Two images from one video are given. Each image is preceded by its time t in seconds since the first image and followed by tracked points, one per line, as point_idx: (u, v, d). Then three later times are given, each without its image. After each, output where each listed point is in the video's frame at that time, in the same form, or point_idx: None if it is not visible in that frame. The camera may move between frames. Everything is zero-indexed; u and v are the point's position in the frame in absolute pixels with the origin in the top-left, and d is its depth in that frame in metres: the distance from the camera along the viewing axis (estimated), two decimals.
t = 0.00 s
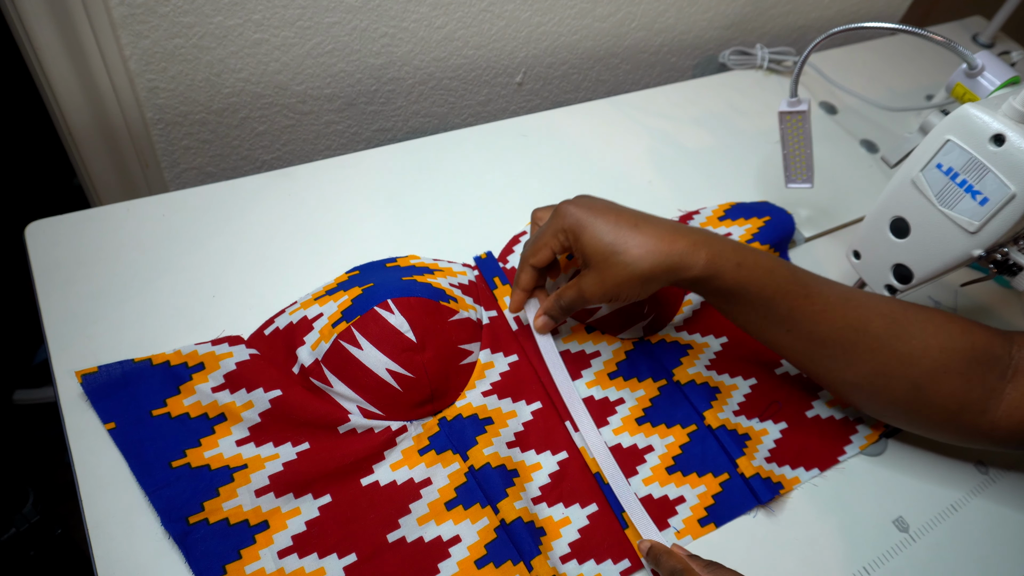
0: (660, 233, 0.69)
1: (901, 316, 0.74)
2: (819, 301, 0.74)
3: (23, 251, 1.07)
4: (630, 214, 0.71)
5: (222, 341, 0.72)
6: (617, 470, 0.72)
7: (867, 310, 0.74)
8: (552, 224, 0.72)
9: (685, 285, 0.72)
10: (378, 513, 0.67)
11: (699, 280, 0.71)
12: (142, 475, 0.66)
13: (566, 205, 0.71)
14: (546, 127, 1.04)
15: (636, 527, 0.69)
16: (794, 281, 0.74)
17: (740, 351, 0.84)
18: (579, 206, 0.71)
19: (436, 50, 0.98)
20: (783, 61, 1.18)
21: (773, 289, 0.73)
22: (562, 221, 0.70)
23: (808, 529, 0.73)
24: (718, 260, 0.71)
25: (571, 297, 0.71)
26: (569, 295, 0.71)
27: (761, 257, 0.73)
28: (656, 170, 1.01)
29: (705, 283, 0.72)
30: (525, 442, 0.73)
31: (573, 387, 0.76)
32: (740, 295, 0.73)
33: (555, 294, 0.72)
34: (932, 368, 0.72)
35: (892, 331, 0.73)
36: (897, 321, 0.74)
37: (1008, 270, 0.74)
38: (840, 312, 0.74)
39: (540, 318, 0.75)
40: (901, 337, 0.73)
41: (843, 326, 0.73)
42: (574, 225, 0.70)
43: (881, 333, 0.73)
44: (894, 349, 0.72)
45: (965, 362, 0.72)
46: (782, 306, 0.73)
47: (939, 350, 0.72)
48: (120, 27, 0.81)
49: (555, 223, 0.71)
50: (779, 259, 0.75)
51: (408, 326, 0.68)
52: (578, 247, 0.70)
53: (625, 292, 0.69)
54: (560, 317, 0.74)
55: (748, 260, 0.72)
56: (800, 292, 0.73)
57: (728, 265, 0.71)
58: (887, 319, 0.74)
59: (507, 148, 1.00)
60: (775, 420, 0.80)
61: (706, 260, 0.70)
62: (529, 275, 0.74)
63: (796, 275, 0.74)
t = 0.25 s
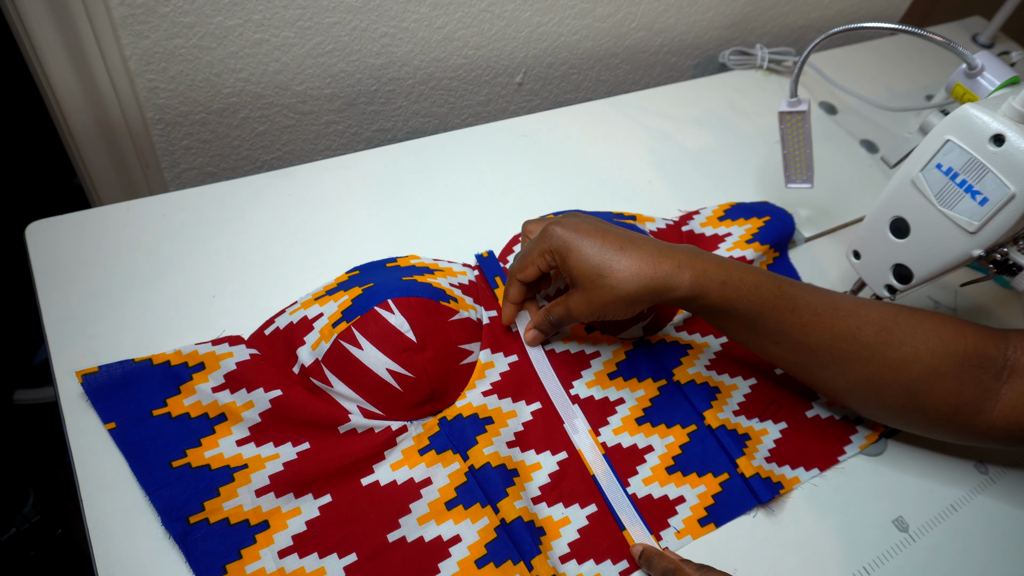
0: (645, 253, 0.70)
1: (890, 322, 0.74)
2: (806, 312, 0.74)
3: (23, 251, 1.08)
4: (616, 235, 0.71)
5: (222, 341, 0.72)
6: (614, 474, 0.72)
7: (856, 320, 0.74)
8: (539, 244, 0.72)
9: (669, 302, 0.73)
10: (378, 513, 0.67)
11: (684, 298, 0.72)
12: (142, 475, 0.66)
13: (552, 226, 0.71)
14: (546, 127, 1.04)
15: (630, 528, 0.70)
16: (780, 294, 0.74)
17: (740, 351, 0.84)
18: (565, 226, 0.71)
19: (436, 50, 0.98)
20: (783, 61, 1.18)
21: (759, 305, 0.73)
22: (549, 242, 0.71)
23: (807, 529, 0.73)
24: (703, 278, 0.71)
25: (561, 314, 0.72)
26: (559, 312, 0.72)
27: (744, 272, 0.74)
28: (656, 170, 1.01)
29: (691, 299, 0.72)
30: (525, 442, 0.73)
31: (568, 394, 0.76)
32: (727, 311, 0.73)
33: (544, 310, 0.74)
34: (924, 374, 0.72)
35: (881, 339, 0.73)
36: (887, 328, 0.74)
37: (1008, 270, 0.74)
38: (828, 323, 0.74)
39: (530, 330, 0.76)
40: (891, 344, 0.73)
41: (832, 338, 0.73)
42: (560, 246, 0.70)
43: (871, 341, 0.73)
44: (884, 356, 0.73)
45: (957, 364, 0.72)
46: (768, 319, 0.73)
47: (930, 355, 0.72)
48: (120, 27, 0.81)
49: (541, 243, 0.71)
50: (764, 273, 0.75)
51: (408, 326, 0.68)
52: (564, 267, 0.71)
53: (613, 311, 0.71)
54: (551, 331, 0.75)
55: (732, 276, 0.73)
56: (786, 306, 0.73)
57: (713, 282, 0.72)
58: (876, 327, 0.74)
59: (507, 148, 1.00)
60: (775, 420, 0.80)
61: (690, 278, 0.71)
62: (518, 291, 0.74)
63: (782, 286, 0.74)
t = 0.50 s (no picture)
0: (638, 259, 0.71)
1: (887, 322, 0.74)
2: (803, 314, 0.73)
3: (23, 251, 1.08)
4: (610, 241, 0.72)
5: (222, 342, 0.72)
6: (613, 474, 0.72)
7: (853, 320, 0.73)
8: (533, 251, 0.72)
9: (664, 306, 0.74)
10: (378, 513, 0.67)
11: (679, 302, 0.72)
12: (142, 475, 0.66)
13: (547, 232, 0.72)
14: (546, 127, 1.04)
15: (629, 529, 0.70)
16: (776, 296, 0.73)
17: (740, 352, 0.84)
18: (559, 233, 0.72)
19: (436, 50, 0.98)
20: (782, 61, 1.18)
21: (754, 308, 0.73)
22: (543, 249, 0.71)
23: (807, 529, 0.73)
24: (697, 282, 0.72)
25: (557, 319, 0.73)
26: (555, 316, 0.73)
27: (740, 274, 0.74)
28: (656, 170, 1.02)
29: (686, 302, 0.72)
30: (525, 442, 0.73)
31: (568, 394, 0.77)
32: (723, 313, 0.73)
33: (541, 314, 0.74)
34: (921, 374, 0.72)
35: (878, 339, 0.73)
36: (884, 328, 0.73)
37: (1008, 270, 0.74)
38: (824, 324, 0.73)
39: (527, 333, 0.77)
40: (888, 344, 0.72)
41: (829, 340, 0.73)
42: (555, 252, 0.71)
43: (868, 342, 0.73)
44: (881, 356, 0.72)
45: (954, 364, 0.72)
46: (764, 322, 0.73)
47: (927, 355, 0.72)
48: (120, 27, 0.81)
49: (536, 250, 0.72)
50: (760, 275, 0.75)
51: (409, 326, 0.68)
52: (559, 273, 0.71)
53: (609, 316, 0.71)
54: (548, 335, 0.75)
55: (727, 279, 0.73)
56: (782, 308, 0.73)
57: (708, 286, 0.72)
58: (873, 328, 0.73)
59: (507, 148, 1.00)
60: (775, 420, 0.80)
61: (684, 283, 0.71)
62: (514, 295, 0.75)
63: (778, 288, 0.74)
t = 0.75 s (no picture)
0: (630, 263, 0.70)
1: (885, 322, 0.72)
2: (798, 317, 0.72)
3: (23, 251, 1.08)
4: (601, 245, 0.72)
5: (222, 341, 0.72)
6: (613, 475, 0.72)
7: (849, 323, 0.72)
8: (525, 257, 0.73)
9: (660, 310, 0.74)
10: (378, 513, 0.67)
11: (674, 306, 0.72)
12: (143, 475, 0.66)
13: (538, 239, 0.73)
14: (546, 127, 1.04)
15: (628, 530, 0.70)
16: (770, 299, 0.72)
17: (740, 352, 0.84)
18: (550, 239, 0.72)
19: (436, 50, 0.98)
20: (782, 61, 1.18)
21: (748, 312, 0.72)
22: (535, 255, 0.72)
23: (807, 529, 0.73)
24: (689, 287, 0.71)
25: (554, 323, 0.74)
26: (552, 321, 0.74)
27: (733, 277, 0.73)
28: (656, 170, 1.02)
29: (679, 306, 0.72)
30: (525, 442, 0.73)
31: (568, 394, 0.77)
32: (716, 317, 0.73)
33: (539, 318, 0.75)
34: (918, 375, 0.71)
35: (875, 341, 0.71)
36: (881, 329, 0.72)
37: (1008, 270, 0.74)
38: (820, 327, 0.72)
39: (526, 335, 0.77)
40: (885, 346, 0.71)
41: (824, 343, 0.72)
42: (546, 259, 0.71)
43: (865, 345, 0.71)
44: (878, 358, 0.71)
45: (953, 365, 0.70)
46: (759, 325, 0.72)
47: (925, 356, 0.70)
48: (120, 27, 0.81)
49: (528, 256, 0.73)
50: (754, 276, 0.74)
51: (409, 326, 0.68)
52: (552, 279, 0.72)
53: (603, 320, 0.72)
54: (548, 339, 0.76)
55: (720, 284, 0.72)
56: (776, 311, 0.72)
57: (701, 291, 0.71)
58: (870, 329, 0.72)
59: (507, 148, 1.00)
60: (775, 420, 0.80)
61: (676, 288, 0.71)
62: (512, 299, 0.76)
63: (773, 290, 0.73)
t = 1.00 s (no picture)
0: (620, 253, 0.71)
1: (883, 313, 0.72)
2: (793, 307, 0.72)
3: (23, 251, 1.08)
4: (593, 236, 0.72)
5: (222, 341, 0.72)
6: (613, 476, 0.73)
7: (846, 313, 0.72)
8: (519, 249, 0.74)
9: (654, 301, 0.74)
10: (378, 513, 0.67)
11: (665, 297, 0.72)
12: (143, 475, 0.66)
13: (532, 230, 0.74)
14: (546, 127, 1.04)
15: (629, 530, 0.70)
16: (764, 289, 0.72)
17: (740, 351, 0.84)
18: (543, 230, 0.73)
19: (436, 50, 0.98)
20: (782, 61, 1.18)
21: (741, 302, 0.72)
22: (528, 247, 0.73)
23: (807, 529, 0.73)
24: (680, 277, 0.71)
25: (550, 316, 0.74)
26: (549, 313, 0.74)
27: (724, 268, 0.73)
28: (655, 170, 1.02)
29: (671, 297, 0.72)
30: (525, 442, 0.73)
31: (568, 394, 0.77)
32: (709, 309, 0.73)
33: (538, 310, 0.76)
34: (918, 365, 0.70)
35: (872, 331, 0.71)
36: (880, 318, 0.71)
37: (1008, 270, 0.74)
38: (816, 317, 0.72)
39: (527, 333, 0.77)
40: (883, 336, 0.71)
41: (819, 334, 0.72)
42: (538, 250, 0.72)
43: (862, 335, 0.71)
44: (876, 348, 0.71)
45: (954, 355, 0.70)
46: (753, 316, 0.72)
47: (925, 346, 0.70)
48: (120, 27, 0.81)
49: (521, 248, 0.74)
50: (747, 268, 0.74)
51: (409, 326, 0.68)
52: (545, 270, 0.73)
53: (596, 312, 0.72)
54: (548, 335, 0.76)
55: (711, 275, 0.72)
56: (769, 302, 0.72)
57: (692, 281, 0.71)
58: (867, 319, 0.72)
59: (506, 148, 1.00)
60: (775, 420, 0.80)
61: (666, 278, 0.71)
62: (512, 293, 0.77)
63: (766, 280, 0.73)
